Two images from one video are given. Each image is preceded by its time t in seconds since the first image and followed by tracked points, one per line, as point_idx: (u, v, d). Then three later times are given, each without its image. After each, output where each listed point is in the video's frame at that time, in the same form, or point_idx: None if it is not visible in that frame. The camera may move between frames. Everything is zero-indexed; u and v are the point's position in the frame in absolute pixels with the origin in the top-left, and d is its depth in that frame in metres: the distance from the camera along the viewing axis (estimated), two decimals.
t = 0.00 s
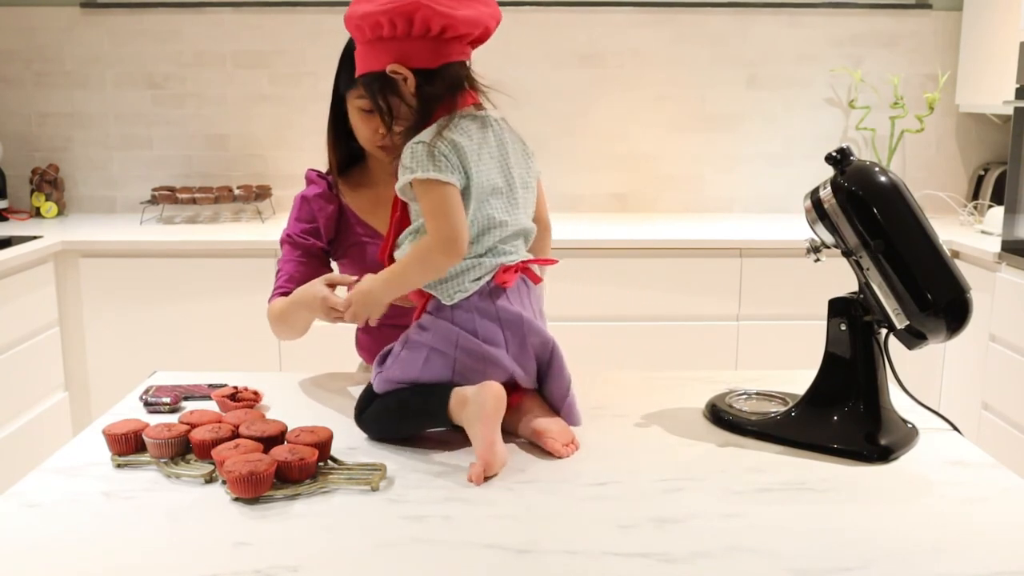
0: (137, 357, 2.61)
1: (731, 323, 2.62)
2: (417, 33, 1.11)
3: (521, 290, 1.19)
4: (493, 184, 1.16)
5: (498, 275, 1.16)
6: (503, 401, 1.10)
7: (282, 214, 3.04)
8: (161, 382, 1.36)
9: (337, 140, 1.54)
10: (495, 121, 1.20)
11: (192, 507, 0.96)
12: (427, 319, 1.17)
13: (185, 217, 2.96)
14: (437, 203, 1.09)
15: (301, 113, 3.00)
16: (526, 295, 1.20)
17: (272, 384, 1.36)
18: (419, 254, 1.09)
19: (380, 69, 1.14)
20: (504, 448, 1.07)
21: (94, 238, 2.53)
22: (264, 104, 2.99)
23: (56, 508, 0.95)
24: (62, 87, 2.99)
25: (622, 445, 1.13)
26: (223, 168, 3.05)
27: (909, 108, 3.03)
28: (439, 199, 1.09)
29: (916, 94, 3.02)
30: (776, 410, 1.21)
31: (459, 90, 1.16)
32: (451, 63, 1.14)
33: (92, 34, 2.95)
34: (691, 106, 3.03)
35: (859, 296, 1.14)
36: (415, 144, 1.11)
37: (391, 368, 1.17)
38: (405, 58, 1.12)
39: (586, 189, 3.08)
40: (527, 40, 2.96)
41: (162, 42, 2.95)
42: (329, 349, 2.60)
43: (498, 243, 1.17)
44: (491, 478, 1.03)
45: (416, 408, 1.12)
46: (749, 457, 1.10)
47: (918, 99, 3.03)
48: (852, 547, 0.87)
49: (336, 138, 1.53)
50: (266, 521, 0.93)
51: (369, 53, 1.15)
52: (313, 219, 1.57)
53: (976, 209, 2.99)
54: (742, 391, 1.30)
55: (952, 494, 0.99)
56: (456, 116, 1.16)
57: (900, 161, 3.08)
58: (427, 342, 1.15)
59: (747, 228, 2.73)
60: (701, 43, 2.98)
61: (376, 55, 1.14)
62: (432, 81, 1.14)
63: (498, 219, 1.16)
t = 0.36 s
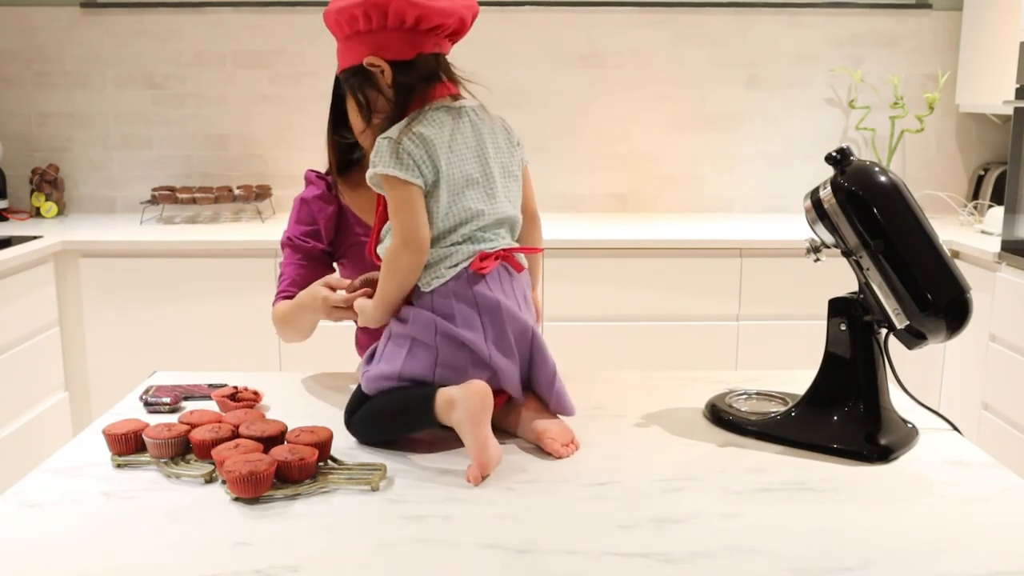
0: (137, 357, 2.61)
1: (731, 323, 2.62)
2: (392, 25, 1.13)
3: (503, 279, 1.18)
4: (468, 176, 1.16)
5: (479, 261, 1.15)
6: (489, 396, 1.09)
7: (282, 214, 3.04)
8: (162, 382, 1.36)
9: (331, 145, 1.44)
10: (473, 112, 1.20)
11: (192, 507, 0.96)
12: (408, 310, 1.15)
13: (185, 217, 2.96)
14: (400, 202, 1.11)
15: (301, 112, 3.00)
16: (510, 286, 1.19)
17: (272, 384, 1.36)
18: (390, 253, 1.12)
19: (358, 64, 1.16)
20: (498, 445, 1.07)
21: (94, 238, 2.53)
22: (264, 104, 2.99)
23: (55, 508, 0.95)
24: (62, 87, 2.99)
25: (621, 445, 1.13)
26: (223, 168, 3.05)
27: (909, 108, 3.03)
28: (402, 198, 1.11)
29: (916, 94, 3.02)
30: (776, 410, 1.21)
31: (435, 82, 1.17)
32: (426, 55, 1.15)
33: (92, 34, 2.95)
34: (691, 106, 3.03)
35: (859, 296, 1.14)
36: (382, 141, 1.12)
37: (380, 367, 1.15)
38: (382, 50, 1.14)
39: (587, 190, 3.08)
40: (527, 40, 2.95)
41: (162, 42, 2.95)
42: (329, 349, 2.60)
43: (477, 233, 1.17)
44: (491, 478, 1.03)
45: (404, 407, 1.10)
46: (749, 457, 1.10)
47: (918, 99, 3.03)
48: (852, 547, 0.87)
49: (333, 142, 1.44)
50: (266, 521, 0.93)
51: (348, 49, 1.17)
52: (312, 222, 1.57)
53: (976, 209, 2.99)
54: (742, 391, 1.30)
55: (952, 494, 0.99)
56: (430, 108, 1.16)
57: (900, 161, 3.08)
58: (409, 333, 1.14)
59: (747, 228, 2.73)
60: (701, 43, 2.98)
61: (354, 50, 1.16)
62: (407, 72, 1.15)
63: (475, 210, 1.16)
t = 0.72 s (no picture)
0: (137, 357, 2.61)
1: (731, 323, 2.62)
2: (398, 38, 1.12)
3: (515, 289, 1.16)
4: (479, 185, 1.15)
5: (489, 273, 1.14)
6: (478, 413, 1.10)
7: (282, 214, 3.04)
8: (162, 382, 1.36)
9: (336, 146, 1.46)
10: (482, 121, 1.19)
11: (192, 507, 0.96)
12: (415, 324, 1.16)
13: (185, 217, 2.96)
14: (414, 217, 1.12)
15: (301, 112, 3.00)
16: (522, 295, 1.17)
17: (272, 384, 1.36)
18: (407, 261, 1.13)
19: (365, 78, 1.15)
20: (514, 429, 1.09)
21: (94, 238, 2.53)
22: (264, 104, 2.99)
23: (56, 508, 0.95)
24: (62, 87, 2.99)
25: (622, 445, 1.13)
26: (223, 168, 3.05)
27: (909, 108, 3.03)
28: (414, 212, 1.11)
29: (916, 94, 3.02)
30: (776, 410, 1.21)
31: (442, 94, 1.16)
32: (433, 67, 1.15)
33: (92, 34, 2.95)
34: (692, 106, 3.03)
35: (859, 296, 1.14)
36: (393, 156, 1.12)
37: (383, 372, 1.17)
38: (389, 64, 1.13)
39: (587, 190, 3.08)
40: (527, 40, 2.95)
41: (162, 42, 2.95)
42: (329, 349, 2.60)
43: (489, 242, 1.16)
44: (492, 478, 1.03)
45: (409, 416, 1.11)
46: (749, 457, 1.10)
47: (918, 99, 3.03)
48: (852, 546, 0.87)
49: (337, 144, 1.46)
50: (266, 520, 0.93)
51: (355, 64, 1.16)
52: (311, 223, 1.57)
53: (976, 209, 2.99)
54: (742, 391, 1.30)
55: (952, 494, 0.99)
56: (439, 120, 1.15)
57: (900, 161, 3.08)
58: (415, 347, 1.14)
59: (748, 228, 2.73)
60: (701, 43, 2.98)
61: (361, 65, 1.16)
62: (414, 85, 1.14)
63: (488, 219, 1.15)
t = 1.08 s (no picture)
0: (137, 357, 2.61)
1: (731, 323, 2.62)
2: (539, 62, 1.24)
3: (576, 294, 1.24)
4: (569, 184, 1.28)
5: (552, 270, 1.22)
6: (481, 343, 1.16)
7: (282, 214, 3.04)
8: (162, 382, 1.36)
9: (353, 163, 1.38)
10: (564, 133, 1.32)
11: (192, 507, 0.96)
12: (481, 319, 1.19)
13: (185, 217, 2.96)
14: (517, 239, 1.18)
15: (301, 113, 3.00)
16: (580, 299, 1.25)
17: (272, 385, 1.36)
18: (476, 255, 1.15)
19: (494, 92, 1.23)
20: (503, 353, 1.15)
21: (94, 238, 2.53)
22: (264, 104, 2.99)
23: (56, 508, 0.95)
24: (62, 87, 2.99)
25: (624, 445, 1.13)
26: (223, 168, 3.05)
27: (909, 108, 3.03)
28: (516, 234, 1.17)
29: (916, 94, 3.02)
30: (776, 410, 1.21)
31: (558, 119, 1.27)
32: (558, 92, 1.26)
33: (91, 34, 2.95)
34: (692, 106, 3.03)
35: (859, 296, 1.14)
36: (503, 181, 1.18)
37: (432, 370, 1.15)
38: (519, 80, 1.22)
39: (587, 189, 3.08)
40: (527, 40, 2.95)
41: (162, 42, 2.95)
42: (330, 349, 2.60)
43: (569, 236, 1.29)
44: (493, 478, 1.03)
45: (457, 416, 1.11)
46: (748, 456, 1.10)
47: (918, 99, 3.03)
48: (851, 547, 0.87)
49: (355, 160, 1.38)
50: (266, 521, 0.93)
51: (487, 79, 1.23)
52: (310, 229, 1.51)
53: (976, 210, 2.99)
54: (742, 391, 1.30)
55: (952, 494, 0.99)
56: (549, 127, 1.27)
57: (900, 161, 3.08)
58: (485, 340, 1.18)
59: (748, 228, 2.73)
60: (701, 43, 2.98)
61: (487, 77, 1.23)
62: (540, 103, 1.24)
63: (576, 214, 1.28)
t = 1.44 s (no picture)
0: (136, 357, 2.61)
1: (731, 323, 2.62)
2: (552, 53, 1.26)
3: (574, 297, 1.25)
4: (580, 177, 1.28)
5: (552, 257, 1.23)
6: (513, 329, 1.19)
7: (282, 214, 3.04)
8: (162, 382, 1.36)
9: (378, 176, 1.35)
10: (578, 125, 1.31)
11: (193, 507, 0.96)
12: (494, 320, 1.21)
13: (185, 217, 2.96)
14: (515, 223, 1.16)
15: (301, 112, 3.00)
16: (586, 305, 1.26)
17: (273, 385, 1.36)
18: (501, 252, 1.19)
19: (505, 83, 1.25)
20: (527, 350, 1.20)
21: (94, 238, 2.53)
22: (264, 104, 2.99)
23: (56, 508, 0.95)
24: (62, 87, 2.99)
25: (624, 445, 1.13)
26: (223, 168, 3.05)
27: (909, 108, 3.03)
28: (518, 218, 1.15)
29: (915, 94, 3.02)
30: (776, 410, 1.21)
31: (571, 114, 1.28)
32: (571, 86, 1.27)
33: (91, 34, 2.95)
34: (692, 106, 3.03)
35: (859, 296, 1.14)
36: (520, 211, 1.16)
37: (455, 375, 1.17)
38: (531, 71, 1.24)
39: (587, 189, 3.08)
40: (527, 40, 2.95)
41: (161, 42, 2.95)
42: (330, 349, 2.60)
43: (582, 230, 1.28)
44: (493, 478, 1.03)
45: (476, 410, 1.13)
46: (748, 457, 1.09)
47: (918, 99, 3.03)
48: (852, 547, 0.87)
49: (380, 174, 1.34)
50: (266, 520, 0.93)
51: (500, 72, 1.25)
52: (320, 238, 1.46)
53: (976, 209, 2.99)
54: (742, 391, 1.30)
55: (953, 494, 0.99)
56: (559, 118, 1.27)
57: (900, 161, 3.08)
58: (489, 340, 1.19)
59: (748, 228, 2.73)
60: (701, 43, 2.98)
61: (500, 68, 1.25)
62: (551, 95, 1.25)
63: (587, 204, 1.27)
